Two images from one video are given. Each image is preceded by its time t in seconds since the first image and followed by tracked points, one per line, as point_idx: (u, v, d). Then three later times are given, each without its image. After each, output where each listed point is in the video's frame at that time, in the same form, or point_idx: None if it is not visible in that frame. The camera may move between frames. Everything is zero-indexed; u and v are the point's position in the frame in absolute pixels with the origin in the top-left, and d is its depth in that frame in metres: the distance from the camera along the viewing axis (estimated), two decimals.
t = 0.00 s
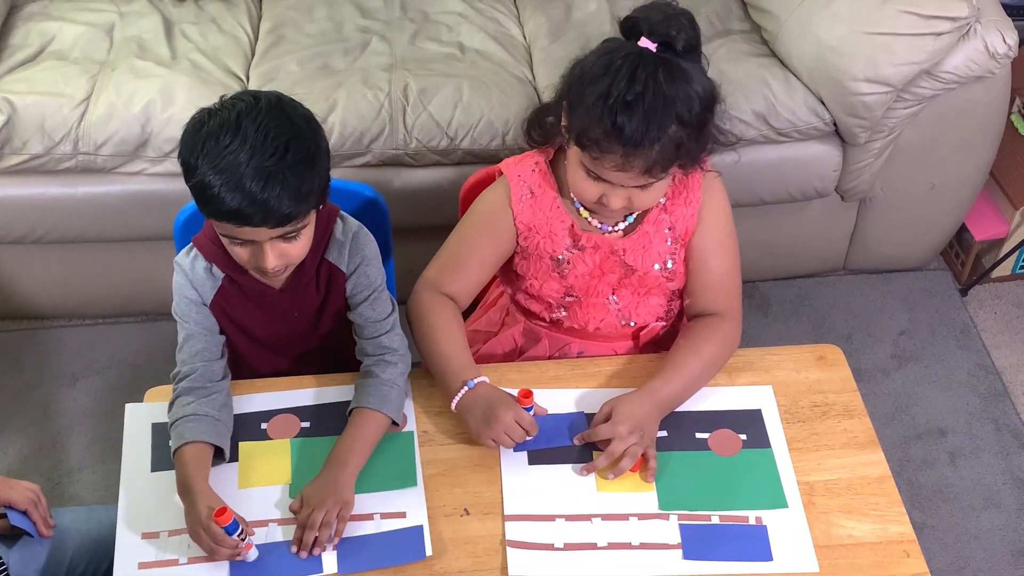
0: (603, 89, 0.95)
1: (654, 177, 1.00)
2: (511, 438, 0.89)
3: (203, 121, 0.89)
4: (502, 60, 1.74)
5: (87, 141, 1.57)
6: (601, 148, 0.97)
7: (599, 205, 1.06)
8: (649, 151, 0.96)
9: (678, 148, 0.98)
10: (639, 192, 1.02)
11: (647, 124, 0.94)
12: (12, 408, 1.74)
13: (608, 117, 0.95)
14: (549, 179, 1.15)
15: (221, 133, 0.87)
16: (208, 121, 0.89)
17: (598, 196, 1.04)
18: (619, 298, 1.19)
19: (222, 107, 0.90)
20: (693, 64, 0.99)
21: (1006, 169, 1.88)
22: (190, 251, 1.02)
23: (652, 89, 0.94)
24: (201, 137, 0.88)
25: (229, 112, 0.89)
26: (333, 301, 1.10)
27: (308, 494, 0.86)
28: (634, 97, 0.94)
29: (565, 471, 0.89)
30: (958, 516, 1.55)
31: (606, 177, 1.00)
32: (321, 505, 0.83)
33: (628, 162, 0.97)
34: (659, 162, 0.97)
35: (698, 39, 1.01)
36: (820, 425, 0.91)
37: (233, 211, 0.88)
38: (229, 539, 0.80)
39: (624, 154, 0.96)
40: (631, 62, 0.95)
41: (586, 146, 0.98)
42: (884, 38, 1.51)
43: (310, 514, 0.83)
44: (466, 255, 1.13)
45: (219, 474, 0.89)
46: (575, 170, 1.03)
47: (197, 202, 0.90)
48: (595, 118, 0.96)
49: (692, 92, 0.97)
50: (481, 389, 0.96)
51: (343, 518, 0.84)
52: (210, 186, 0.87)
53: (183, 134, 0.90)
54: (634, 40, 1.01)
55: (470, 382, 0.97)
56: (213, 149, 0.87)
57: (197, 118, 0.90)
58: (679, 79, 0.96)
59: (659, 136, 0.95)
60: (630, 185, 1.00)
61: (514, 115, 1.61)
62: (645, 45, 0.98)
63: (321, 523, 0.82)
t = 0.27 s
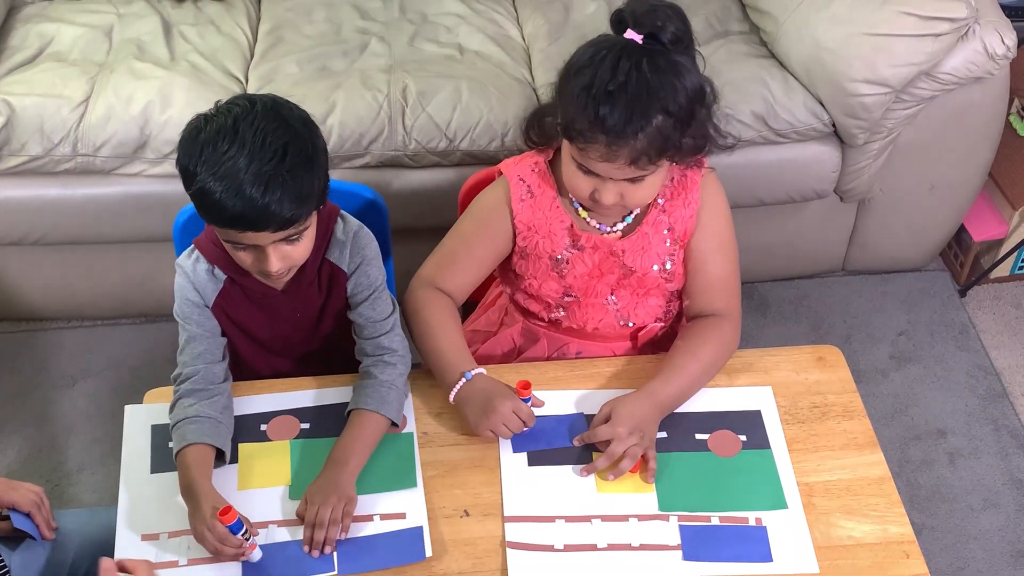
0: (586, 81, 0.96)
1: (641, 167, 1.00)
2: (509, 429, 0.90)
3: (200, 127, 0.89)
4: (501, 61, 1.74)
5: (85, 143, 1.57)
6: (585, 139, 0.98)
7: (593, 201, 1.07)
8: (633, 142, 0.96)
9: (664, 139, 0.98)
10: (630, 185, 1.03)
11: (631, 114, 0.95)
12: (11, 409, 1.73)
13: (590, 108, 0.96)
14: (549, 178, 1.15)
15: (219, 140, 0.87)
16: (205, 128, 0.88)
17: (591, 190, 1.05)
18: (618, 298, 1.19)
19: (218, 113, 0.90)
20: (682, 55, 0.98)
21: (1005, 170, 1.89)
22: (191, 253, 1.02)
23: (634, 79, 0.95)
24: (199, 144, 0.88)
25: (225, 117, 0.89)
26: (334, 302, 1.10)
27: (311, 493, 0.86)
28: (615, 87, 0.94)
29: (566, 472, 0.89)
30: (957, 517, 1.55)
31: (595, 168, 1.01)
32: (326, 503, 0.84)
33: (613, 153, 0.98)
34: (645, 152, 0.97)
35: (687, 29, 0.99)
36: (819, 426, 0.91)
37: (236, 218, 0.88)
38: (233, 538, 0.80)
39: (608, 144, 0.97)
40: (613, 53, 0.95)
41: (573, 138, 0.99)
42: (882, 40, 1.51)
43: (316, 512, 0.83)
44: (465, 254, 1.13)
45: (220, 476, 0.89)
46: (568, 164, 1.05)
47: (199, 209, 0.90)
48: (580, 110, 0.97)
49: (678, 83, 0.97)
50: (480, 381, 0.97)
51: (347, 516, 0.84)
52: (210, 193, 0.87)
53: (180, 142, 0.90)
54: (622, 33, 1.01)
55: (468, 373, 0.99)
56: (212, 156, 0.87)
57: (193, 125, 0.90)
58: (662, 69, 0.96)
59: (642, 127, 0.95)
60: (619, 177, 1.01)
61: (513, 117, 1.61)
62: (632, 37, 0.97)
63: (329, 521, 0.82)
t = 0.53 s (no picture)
0: (574, 76, 0.97)
1: (632, 161, 0.99)
2: (503, 438, 0.90)
3: (201, 126, 0.89)
4: (499, 63, 1.74)
5: (84, 145, 1.57)
6: (575, 133, 0.98)
7: (589, 200, 1.06)
8: (622, 135, 0.96)
9: (654, 133, 0.98)
10: (622, 181, 1.02)
11: (618, 107, 0.95)
12: (9, 411, 1.73)
13: (579, 102, 0.96)
14: (547, 180, 1.15)
15: (221, 139, 0.87)
16: (206, 127, 0.88)
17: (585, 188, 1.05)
18: (616, 299, 1.19)
19: (219, 112, 0.90)
20: (671, 50, 0.99)
21: (1003, 171, 1.89)
22: (190, 254, 1.02)
23: (621, 73, 0.95)
24: (200, 143, 0.88)
25: (226, 116, 0.89)
26: (333, 303, 1.10)
27: (311, 493, 0.86)
28: (602, 81, 0.95)
29: (565, 472, 0.89)
30: (956, 517, 1.55)
31: (585, 164, 1.01)
32: (327, 504, 0.84)
33: (602, 147, 0.97)
34: (634, 145, 0.97)
35: (676, 21, 0.99)
36: (818, 426, 0.91)
37: (237, 217, 0.88)
38: (233, 537, 0.80)
39: (597, 138, 0.97)
40: (601, 48, 0.96)
41: (564, 134, 1.00)
42: (880, 41, 1.51)
43: (318, 512, 0.83)
44: (464, 256, 1.13)
45: (220, 477, 0.89)
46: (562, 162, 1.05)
47: (199, 208, 0.90)
48: (569, 104, 0.97)
49: (667, 77, 0.97)
50: (477, 387, 0.97)
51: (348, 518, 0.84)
52: (211, 192, 0.87)
53: (181, 141, 0.90)
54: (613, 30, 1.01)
55: (466, 379, 0.98)
56: (213, 155, 0.87)
57: (194, 124, 0.90)
58: (649, 62, 0.96)
59: (630, 120, 0.96)
60: (611, 173, 1.01)
61: (511, 118, 1.62)
62: (620, 33, 0.97)
63: (332, 522, 0.83)
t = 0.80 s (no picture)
0: (573, 78, 0.97)
1: (631, 164, 0.99)
2: (494, 446, 0.89)
3: (199, 128, 0.89)
4: (498, 64, 1.74)
5: (83, 147, 1.57)
6: (574, 135, 0.98)
7: (588, 200, 1.06)
8: (621, 137, 0.96)
9: (654, 134, 0.98)
10: (621, 183, 1.02)
11: (618, 109, 0.95)
12: (7, 413, 1.73)
13: (578, 104, 0.96)
14: (547, 180, 1.15)
15: (220, 141, 0.87)
16: (205, 129, 0.88)
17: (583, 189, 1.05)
18: (615, 300, 1.19)
19: (218, 114, 0.90)
20: (670, 51, 0.99)
21: (1001, 171, 1.89)
22: (189, 256, 1.02)
23: (621, 74, 0.95)
24: (199, 145, 0.88)
25: (225, 118, 0.89)
26: (332, 304, 1.10)
27: (311, 495, 0.86)
28: (601, 83, 0.95)
29: (564, 474, 0.89)
30: (955, 518, 1.55)
31: (585, 167, 1.01)
32: (327, 507, 0.84)
33: (602, 149, 0.97)
34: (634, 146, 0.97)
35: (675, 22, 0.99)
36: (817, 427, 0.91)
37: (236, 218, 0.88)
38: (236, 540, 0.79)
39: (597, 140, 0.97)
40: (600, 50, 0.96)
41: (563, 136, 0.99)
42: (878, 42, 1.51)
43: (318, 516, 0.83)
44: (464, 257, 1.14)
45: (220, 479, 0.89)
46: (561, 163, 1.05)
47: (199, 210, 0.90)
48: (568, 106, 0.97)
49: (666, 78, 0.97)
50: (473, 395, 0.96)
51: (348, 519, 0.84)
52: (211, 193, 0.87)
53: (180, 143, 0.90)
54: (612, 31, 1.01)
55: (462, 387, 0.97)
56: (212, 157, 0.87)
57: (193, 126, 0.90)
58: (648, 64, 0.96)
59: (630, 122, 0.95)
60: (610, 175, 1.01)
61: (510, 120, 1.62)
62: (620, 34, 0.97)
63: (331, 525, 0.83)
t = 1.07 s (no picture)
0: (577, 77, 0.97)
1: (633, 163, 0.99)
2: (495, 433, 0.90)
3: (200, 131, 0.89)
4: (497, 64, 1.74)
5: (82, 147, 1.57)
6: (577, 134, 0.98)
7: (590, 200, 1.06)
8: (624, 137, 0.96)
9: (656, 135, 0.98)
10: (623, 183, 1.02)
11: (621, 109, 0.95)
12: (6, 414, 1.73)
13: (582, 103, 0.96)
14: (549, 180, 1.15)
15: (220, 145, 0.87)
16: (206, 132, 0.88)
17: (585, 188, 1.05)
18: (617, 300, 1.19)
19: (218, 117, 0.90)
20: (674, 51, 0.99)
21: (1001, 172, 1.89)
22: (189, 256, 1.02)
23: (625, 74, 0.95)
24: (199, 149, 0.88)
25: (225, 121, 0.89)
26: (332, 305, 1.10)
27: (310, 496, 0.86)
28: (606, 82, 0.95)
29: (564, 475, 0.89)
30: (955, 518, 1.55)
31: (589, 166, 1.01)
32: (327, 508, 0.84)
33: (604, 148, 0.97)
34: (637, 146, 0.97)
35: (679, 23, 0.99)
36: (817, 428, 0.91)
37: (237, 222, 0.88)
38: (235, 543, 0.79)
39: (600, 139, 0.97)
40: (604, 49, 0.96)
41: (566, 134, 0.99)
42: (878, 42, 1.51)
43: (318, 517, 0.83)
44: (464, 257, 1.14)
45: (219, 480, 0.88)
46: (564, 161, 1.05)
47: (199, 213, 0.90)
48: (571, 105, 0.97)
49: (670, 79, 0.97)
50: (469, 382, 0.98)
51: (348, 520, 0.84)
52: (211, 197, 0.87)
53: (180, 145, 0.90)
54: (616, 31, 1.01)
55: (457, 376, 1.00)
56: (213, 161, 0.87)
57: (193, 128, 0.90)
58: (653, 64, 0.96)
59: (633, 122, 0.96)
60: (612, 173, 1.01)
61: (510, 120, 1.62)
62: (625, 33, 0.97)
63: (331, 527, 0.82)
